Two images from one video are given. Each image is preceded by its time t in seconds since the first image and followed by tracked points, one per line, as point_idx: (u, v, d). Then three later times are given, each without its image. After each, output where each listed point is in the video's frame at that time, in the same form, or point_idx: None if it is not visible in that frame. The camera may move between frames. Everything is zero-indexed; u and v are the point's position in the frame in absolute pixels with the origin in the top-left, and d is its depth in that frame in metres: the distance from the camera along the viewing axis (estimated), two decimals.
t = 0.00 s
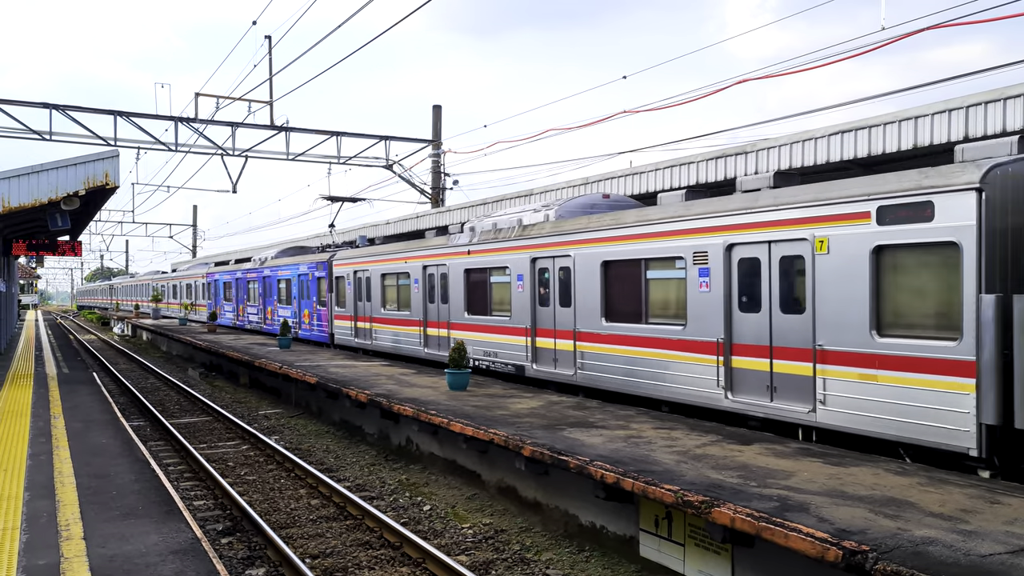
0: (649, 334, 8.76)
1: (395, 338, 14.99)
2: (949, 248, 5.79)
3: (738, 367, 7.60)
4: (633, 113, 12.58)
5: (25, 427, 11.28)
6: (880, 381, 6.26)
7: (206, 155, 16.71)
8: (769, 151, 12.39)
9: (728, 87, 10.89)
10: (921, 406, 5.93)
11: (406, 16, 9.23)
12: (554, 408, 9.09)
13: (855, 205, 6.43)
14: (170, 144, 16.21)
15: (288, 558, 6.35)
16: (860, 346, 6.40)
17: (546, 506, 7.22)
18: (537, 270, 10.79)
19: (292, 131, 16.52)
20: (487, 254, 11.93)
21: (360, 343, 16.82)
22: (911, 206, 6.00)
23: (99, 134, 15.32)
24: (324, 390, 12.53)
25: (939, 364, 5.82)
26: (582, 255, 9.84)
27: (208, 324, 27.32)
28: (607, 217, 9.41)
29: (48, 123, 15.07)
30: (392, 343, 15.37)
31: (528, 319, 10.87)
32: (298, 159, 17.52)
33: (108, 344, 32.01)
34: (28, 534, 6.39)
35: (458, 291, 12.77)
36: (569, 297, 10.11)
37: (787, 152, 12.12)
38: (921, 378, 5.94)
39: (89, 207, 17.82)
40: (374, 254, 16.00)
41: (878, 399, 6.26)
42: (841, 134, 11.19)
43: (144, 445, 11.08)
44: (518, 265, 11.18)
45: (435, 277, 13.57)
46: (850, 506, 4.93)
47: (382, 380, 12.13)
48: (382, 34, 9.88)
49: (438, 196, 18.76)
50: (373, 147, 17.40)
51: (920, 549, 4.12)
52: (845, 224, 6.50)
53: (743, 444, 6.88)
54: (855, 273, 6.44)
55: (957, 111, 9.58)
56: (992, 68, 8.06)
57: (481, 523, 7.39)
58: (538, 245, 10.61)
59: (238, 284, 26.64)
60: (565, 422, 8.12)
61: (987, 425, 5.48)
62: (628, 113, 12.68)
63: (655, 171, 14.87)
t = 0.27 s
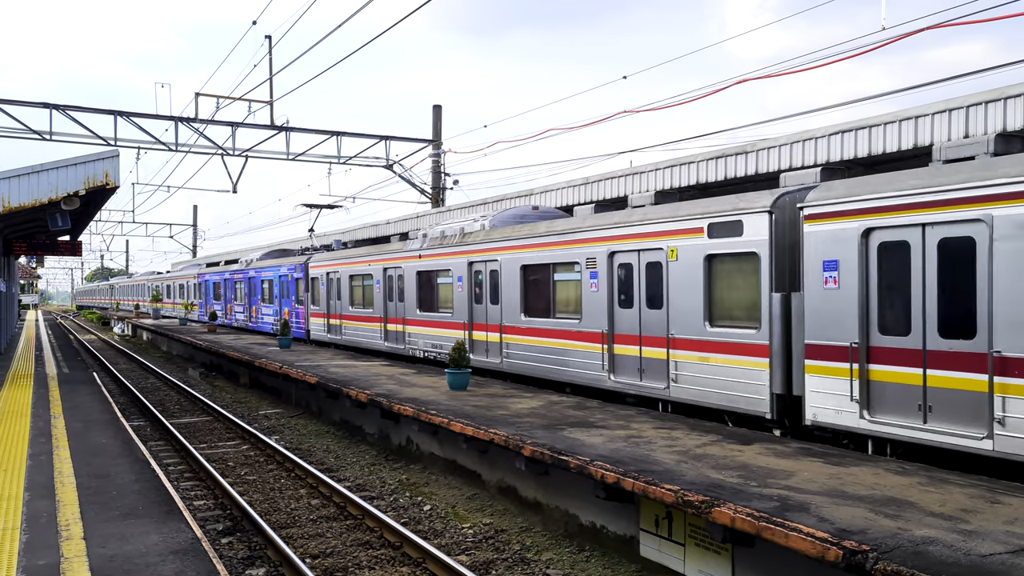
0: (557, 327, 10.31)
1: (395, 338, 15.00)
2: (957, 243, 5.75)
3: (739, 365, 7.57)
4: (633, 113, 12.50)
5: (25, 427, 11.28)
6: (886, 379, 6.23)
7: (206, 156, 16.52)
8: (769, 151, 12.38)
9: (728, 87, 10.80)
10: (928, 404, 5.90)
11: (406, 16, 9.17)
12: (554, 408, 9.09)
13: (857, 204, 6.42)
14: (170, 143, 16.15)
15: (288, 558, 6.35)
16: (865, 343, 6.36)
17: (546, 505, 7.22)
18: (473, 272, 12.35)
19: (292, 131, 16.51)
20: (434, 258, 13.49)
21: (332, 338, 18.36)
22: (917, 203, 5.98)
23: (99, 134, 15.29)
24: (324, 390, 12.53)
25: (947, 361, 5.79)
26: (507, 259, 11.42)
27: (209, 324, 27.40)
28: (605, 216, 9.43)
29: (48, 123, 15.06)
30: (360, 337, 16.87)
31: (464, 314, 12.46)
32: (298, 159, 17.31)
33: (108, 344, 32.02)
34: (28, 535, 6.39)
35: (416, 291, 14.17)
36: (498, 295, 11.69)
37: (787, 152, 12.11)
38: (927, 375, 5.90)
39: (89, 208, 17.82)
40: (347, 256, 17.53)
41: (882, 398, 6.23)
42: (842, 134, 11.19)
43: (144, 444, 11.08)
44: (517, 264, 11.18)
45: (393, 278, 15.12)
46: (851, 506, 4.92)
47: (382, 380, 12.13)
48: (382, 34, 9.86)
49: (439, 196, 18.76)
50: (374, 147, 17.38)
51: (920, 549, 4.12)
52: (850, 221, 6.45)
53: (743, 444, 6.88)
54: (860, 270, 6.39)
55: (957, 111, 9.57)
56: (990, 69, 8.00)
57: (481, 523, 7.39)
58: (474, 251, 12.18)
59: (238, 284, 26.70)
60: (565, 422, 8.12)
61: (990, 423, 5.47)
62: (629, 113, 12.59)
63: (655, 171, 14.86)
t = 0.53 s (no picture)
0: (490, 322, 11.88)
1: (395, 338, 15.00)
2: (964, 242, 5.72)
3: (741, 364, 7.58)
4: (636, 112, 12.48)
5: (25, 427, 11.28)
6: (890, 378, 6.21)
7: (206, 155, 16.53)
8: (771, 151, 12.38)
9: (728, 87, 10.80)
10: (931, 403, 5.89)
11: (406, 15, 9.11)
12: (555, 408, 9.09)
13: (861, 203, 6.43)
14: (171, 144, 16.09)
15: (288, 558, 6.34)
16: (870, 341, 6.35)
17: (547, 506, 7.21)
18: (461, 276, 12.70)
19: (293, 130, 16.50)
20: (394, 261, 15.06)
21: (309, 334, 19.95)
22: (922, 202, 5.95)
23: (100, 134, 15.26)
24: (325, 390, 12.53)
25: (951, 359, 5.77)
26: (451, 264, 12.95)
27: (209, 324, 27.44)
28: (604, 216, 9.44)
29: (48, 123, 15.05)
30: (331, 334, 18.52)
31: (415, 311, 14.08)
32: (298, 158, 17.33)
33: (109, 344, 31.99)
34: (28, 535, 6.39)
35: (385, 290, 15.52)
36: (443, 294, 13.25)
37: (788, 151, 12.11)
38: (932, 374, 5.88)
39: (89, 208, 17.83)
40: (325, 259, 18.76)
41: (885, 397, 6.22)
42: (843, 133, 11.18)
43: (144, 445, 11.08)
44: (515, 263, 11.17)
45: (359, 279, 16.74)
46: (852, 506, 4.92)
47: (382, 380, 12.14)
48: (382, 34, 9.85)
49: (440, 195, 18.76)
50: (374, 147, 17.37)
51: (922, 549, 4.11)
52: (857, 219, 6.46)
53: (744, 444, 6.88)
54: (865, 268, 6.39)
55: (958, 110, 9.56)
56: (986, 70, 8.01)
57: (482, 523, 7.39)
58: (425, 255, 13.73)
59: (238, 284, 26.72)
60: (565, 422, 8.12)
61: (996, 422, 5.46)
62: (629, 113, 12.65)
63: (656, 170, 14.85)
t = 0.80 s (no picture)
0: (435, 318, 13.51)
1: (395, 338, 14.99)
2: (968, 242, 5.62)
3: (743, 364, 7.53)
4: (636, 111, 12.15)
5: (26, 426, 11.30)
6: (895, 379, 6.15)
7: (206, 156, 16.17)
8: (772, 150, 12.37)
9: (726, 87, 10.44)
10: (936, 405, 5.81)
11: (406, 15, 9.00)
12: (556, 408, 9.09)
13: (862, 202, 6.36)
14: (171, 144, 15.76)
15: (289, 558, 6.34)
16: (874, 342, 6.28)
17: (548, 505, 7.21)
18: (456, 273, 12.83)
19: (293, 130, 16.48)
20: (359, 264, 16.59)
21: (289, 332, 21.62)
22: (927, 202, 5.87)
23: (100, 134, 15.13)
24: (326, 390, 12.53)
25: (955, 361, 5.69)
26: (405, 266, 14.57)
27: (210, 324, 27.51)
28: (603, 216, 9.43)
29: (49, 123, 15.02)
30: (308, 330, 20.14)
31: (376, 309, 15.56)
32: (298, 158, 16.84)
33: (110, 344, 31.94)
34: (29, 534, 6.39)
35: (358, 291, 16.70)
36: (399, 294, 14.79)
37: (789, 151, 12.10)
38: (936, 376, 5.81)
39: (90, 208, 17.83)
40: (310, 260, 19.61)
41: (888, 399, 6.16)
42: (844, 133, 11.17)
43: (145, 444, 11.09)
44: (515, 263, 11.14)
45: (330, 280, 18.41)
46: (853, 506, 4.91)
47: (383, 380, 12.15)
48: (382, 33, 9.69)
49: (441, 195, 18.76)
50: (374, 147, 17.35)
51: (923, 549, 4.11)
52: (860, 219, 6.38)
53: (745, 443, 6.88)
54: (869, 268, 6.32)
55: (959, 110, 9.55)
56: (989, 70, 7.73)
57: (482, 523, 7.39)
58: (385, 259, 15.23)
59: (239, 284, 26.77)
60: (566, 422, 8.12)
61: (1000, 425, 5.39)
62: (626, 113, 12.40)
63: (657, 170, 14.84)
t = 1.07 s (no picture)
0: (392, 315, 15.24)
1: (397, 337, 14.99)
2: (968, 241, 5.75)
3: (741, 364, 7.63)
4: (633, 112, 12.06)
5: (25, 426, 11.30)
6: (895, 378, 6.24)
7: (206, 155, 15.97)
8: (772, 150, 12.36)
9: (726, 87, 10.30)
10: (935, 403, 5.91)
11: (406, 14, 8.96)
12: (555, 408, 9.09)
13: (861, 202, 6.46)
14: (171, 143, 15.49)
15: (289, 558, 6.35)
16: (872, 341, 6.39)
17: (548, 505, 7.21)
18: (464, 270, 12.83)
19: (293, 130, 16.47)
20: (330, 266, 18.34)
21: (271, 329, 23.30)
22: (926, 202, 5.98)
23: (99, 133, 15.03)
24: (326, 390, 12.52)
25: (954, 360, 5.80)
26: (367, 268, 16.38)
27: (209, 323, 27.51)
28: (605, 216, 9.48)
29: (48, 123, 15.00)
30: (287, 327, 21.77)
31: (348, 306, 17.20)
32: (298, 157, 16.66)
33: (110, 344, 31.88)
34: (30, 534, 6.40)
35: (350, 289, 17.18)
36: (363, 293, 16.61)
37: (789, 150, 12.10)
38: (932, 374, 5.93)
39: (90, 207, 17.81)
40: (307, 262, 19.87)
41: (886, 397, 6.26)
42: (844, 132, 11.17)
43: (145, 444, 11.10)
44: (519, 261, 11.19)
45: (307, 280, 19.96)
46: (852, 506, 4.92)
47: (383, 379, 12.15)
48: (383, 33, 9.67)
49: (440, 195, 18.76)
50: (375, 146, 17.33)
51: (922, 549, 4.11)
52: (858, 219, 6.47)
53: (744, 443, 6.88)
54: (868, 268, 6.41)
55: (959, 110, 9.55)
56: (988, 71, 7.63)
57: (482, 523, 7.39)
58: (352, 261, 17.04)
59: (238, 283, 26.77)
60: (566, 422, 8.12)
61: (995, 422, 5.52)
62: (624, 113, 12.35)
63: (657, 170, 14.84)
